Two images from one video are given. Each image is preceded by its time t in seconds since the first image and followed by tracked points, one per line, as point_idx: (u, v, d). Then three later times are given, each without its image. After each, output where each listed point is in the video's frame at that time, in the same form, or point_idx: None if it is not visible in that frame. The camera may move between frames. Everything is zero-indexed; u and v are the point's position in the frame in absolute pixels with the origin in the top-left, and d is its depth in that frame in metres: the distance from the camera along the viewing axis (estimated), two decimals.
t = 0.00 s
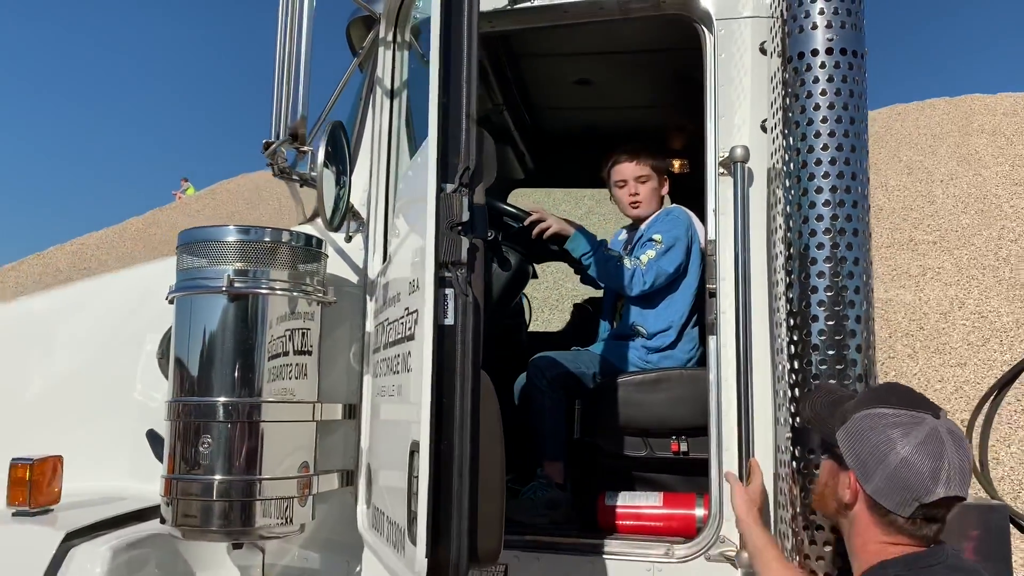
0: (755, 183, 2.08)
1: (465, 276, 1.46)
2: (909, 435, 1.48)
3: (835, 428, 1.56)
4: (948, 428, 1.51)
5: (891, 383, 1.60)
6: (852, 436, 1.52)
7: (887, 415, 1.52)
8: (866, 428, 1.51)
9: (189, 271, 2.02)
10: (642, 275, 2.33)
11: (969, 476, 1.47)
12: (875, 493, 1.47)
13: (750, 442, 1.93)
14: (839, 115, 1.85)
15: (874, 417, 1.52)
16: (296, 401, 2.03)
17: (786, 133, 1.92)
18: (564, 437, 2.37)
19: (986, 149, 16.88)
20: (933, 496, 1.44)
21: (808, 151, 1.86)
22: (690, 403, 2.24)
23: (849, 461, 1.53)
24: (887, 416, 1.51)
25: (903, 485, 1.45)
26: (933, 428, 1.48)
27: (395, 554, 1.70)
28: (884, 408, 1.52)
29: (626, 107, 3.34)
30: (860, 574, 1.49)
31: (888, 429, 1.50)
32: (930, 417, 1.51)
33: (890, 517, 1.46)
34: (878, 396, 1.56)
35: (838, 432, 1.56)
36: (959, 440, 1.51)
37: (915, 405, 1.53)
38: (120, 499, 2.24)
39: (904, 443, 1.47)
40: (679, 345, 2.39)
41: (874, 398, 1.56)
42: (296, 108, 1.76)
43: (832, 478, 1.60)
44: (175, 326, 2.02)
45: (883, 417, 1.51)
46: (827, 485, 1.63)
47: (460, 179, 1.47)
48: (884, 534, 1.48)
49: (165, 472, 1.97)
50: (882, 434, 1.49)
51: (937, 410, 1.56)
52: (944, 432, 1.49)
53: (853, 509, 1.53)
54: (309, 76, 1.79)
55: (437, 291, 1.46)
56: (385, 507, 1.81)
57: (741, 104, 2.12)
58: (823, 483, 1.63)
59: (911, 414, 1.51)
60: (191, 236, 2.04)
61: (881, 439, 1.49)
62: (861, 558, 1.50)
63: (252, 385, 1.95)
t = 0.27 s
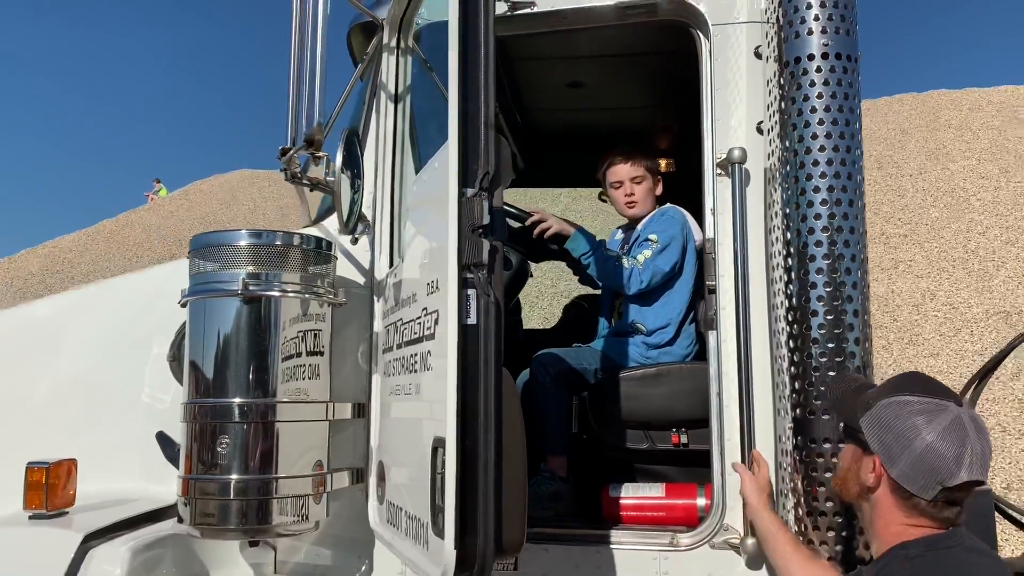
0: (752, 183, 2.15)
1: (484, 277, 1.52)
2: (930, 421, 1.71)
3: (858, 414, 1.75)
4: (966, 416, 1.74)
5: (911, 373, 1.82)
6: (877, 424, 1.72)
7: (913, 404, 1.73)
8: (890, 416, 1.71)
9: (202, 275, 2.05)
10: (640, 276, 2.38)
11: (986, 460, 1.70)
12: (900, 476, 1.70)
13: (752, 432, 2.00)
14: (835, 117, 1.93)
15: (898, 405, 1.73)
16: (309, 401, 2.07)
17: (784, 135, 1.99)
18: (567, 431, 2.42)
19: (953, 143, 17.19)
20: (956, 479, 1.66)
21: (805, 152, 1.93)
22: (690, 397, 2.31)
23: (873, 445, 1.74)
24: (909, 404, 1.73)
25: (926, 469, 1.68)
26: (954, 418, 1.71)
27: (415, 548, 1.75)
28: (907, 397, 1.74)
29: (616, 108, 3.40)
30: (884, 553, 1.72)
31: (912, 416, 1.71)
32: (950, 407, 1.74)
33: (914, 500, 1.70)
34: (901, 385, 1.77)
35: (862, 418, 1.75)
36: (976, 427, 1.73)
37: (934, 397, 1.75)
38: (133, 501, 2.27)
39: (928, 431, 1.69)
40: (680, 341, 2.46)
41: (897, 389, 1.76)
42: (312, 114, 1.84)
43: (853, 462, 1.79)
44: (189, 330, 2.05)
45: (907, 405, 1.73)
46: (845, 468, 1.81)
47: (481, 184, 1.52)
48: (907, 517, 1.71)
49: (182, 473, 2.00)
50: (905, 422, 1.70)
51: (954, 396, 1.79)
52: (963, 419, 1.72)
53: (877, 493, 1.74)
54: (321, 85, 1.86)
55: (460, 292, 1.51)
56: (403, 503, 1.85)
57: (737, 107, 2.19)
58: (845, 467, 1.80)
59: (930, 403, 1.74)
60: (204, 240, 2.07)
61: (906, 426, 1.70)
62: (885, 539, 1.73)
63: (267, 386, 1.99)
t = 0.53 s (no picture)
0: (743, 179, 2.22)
1: (500, 273, 1.57)
2: (947, 401, 1.68)
3: (871, 394, 1.71)
4: (978, 399, 1.72)
5: (922, 359, 1.81)
6: (892, 403, 1.69)
7: (926, 385, 1.71)
8: (905, 395, 1.69)
9: (207, 276, 2.07)
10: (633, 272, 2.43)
11: (996, 440, 1.68)
12: (915, 454, 1.66)
13: (749, 421, 2.07)
14: (824, 115, 2.00)
15: (914, 387, 1.71)
16: (316, 398, 2.10)
17: (776, 132, 2.06)
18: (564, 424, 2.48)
19: (913, 141, 17.55)
20: (968, 456, 1.64)
21: (797, 149, 2.00)
22: (684, 388, 2.38)
23: (889, 425, 1.71)
24: (924, 385, 1.71)
25: (943, 445, 1.64)
26: (968, 398, 1.69)
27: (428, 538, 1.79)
28: (922, 380, 1.72)
29: (600, 108, 3.47)
30: (896, 528, 1.67)
31: (928, 396, 1.69)
32: (963, 389, 1.72)
33: (927, 476, 1.66)
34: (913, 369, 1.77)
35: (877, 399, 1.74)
36: (988, 410, 1.71)
37: (948, 380, 1.74)
38: (136, 502, 2.28)
39: (944, 410, 1.66)
40: (671, 335, 2.53)
41: (909, 373, 1.76)
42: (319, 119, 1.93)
43: (867, 441, 1.74)
44: (196, 330, 2.07)
45: (923, 387, 1.71)
46: (857, 448, 1.75)
47: (495, 181, 1.58)
48: (920, 492, 1.68)
49: (190, 472, 2.02)
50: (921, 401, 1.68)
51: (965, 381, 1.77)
52: (976, 401, 1.71)
53: (892, 470, 1.70)
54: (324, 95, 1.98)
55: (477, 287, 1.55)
56: (413, 496, 1.89)
57: (727, 106, 2.26)
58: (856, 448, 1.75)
59: (945, 384, 1.72)
60: (208, 241, 2.09)
61: (922, 406, 1.68)
62: (898, 515, 1.68)
63: (274, 384, 2.02)
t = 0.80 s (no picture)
0: (727, 181, 2.28)
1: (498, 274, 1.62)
2: (937, 394, 1.74)
3: (863, 388, 1.76)
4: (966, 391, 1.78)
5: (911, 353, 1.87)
6: (885, 397, 1.76)
7: (917, 378, 1.77)
8: (896, 389, 1.76)
9: (203, 279, 2.10)
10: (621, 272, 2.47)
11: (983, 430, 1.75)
12: (908, 445, 1.72)
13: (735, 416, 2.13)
14: (805, 118, 2.07)
15: (905, 380, 1.77)
16: (313, 399, 2.13)
17: (758, 135, 2.12)
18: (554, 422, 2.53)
19: (881, 140, 17.82)
20: (958, 446, 1.70)
21: (779, 152, 2.06)
22: (671, 384, 2.44)
23: (881, 417, 1.77)
24: (915, 378, 1.77)
25: (935, 436, 1.70)
26: (957, 390, 1.75)
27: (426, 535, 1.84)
28: (913, 374, 1.78)
29: (582, 110, 3.52)
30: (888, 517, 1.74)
31: (919, 389, 1.75)
32: (952, 382, 1.78)
33: (918, 466, 1.72)
34: (903, 364, 1.83)
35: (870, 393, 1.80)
36: (975, 402, 1.77)
37: (938, 374, 1.80)
38: (132, 504, 2.30)
39: (935, 403, 1.72)
40: (658, 333, 2.59)
41: (900, 368, 1.82)
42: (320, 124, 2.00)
43: (858, 434, 1.80)
44: (192, 333, 2.10)
45: (914, 380, 1.77)
46: (847, 441, 1.82)
47: (493, 185, 1.62)
48: (912, 483, 1.74)
49: (189, 474, 2.04)
50: (913, 394, 1.74)
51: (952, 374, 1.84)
52: (964, 393, 1.76)
53: (883, 461, 1.76)
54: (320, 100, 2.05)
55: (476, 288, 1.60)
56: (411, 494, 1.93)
57: (710, 110, 2.32)
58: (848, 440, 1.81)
59: (935, 377, 1.78)
60: (203, 245, 2.12)
61: (914, 398, 1.74)
62: (889, 504, 1.75)
63: (272, 386, 2.05)
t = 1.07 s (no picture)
0: (723, 183, 2.29)
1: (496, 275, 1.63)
2: (929, 394, 1.74)
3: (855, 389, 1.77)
4: (956, 390, 1.78)
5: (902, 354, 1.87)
6: (876, 398, 1.76)
7: (908, 378, 1.76)
8: (888, 389, 1.76)
9: (201, 280, 2.10)
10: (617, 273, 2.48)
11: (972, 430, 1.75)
12: (900, 445, 1.72)
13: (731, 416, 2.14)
14: (801, 121, 2.08)
15: (896, 381, 1.76)
16: (310, 399, 2.14)
17: (754, 137, 2.13)
18: (550, 422, 2.54)
19: (874, 141, 17.89)
20: (949, 446, 1.70)
21: (775, 154, 2.08)
22: (667, 385, 2.45)
23: (874, 417, 1.76)
24: (906, 379, 1.76)
25: (926, 436, 1.70)
26: (948, 391, 1.75)
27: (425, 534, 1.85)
28: (904, 374, 1.77)
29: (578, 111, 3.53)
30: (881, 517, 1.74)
31: (910, 390, 1.74)
32: (942, 382, 1.78)
33: (910, 466, 1.72)
34: (893, 364, 1.82)
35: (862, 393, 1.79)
36: (965, 401, 1.77)
37: (929, 374, 1.79)
38: (129, 504, 2.31)
39: (926, 403, 1.72)
40: (653, 333, 2.60)
41: (890, 368, 1.82)
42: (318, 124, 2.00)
43: (851, 435, 1.82)
44: (190, 333, 2.10)
45: (904, 380, 1.76)
46: (840, 442, 1.84)
47: (491, 187, 1.63)
48: (905, 483, 1.74)
49: (186, 474, 2.05)
50: (904, 395, 1.74)
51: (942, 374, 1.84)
52: (954, 393, 1.76)
53: (875, 461, 1.76)
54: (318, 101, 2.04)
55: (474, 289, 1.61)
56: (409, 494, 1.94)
57: (707, 112, 2.33)
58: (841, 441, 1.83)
59: (926, 377, 1.77)
60: (201, 246, 2.12)
61: (906, 399, 1.73)
62: (882, 505, 1.75)
63: (270, 386, 2.05)
